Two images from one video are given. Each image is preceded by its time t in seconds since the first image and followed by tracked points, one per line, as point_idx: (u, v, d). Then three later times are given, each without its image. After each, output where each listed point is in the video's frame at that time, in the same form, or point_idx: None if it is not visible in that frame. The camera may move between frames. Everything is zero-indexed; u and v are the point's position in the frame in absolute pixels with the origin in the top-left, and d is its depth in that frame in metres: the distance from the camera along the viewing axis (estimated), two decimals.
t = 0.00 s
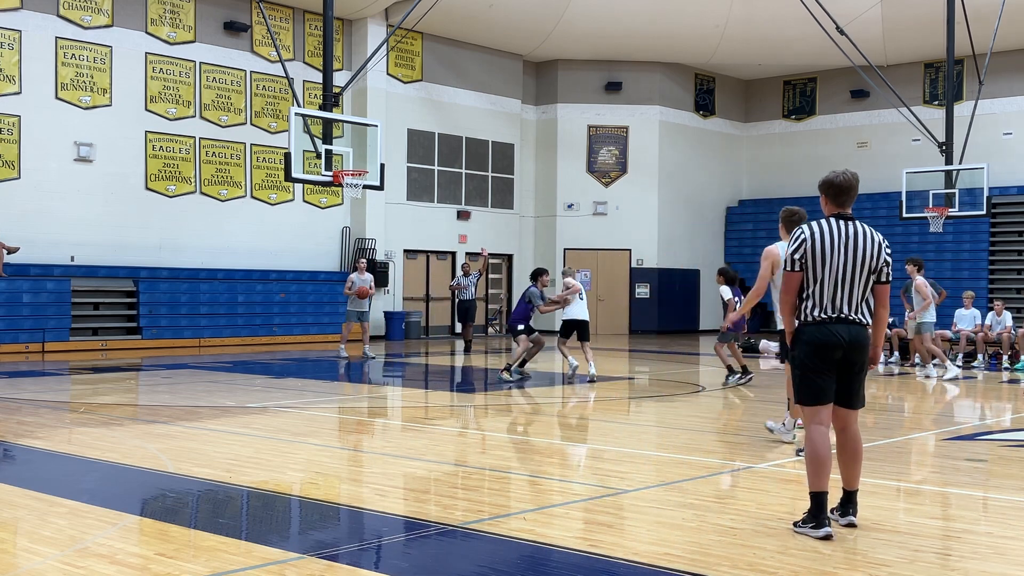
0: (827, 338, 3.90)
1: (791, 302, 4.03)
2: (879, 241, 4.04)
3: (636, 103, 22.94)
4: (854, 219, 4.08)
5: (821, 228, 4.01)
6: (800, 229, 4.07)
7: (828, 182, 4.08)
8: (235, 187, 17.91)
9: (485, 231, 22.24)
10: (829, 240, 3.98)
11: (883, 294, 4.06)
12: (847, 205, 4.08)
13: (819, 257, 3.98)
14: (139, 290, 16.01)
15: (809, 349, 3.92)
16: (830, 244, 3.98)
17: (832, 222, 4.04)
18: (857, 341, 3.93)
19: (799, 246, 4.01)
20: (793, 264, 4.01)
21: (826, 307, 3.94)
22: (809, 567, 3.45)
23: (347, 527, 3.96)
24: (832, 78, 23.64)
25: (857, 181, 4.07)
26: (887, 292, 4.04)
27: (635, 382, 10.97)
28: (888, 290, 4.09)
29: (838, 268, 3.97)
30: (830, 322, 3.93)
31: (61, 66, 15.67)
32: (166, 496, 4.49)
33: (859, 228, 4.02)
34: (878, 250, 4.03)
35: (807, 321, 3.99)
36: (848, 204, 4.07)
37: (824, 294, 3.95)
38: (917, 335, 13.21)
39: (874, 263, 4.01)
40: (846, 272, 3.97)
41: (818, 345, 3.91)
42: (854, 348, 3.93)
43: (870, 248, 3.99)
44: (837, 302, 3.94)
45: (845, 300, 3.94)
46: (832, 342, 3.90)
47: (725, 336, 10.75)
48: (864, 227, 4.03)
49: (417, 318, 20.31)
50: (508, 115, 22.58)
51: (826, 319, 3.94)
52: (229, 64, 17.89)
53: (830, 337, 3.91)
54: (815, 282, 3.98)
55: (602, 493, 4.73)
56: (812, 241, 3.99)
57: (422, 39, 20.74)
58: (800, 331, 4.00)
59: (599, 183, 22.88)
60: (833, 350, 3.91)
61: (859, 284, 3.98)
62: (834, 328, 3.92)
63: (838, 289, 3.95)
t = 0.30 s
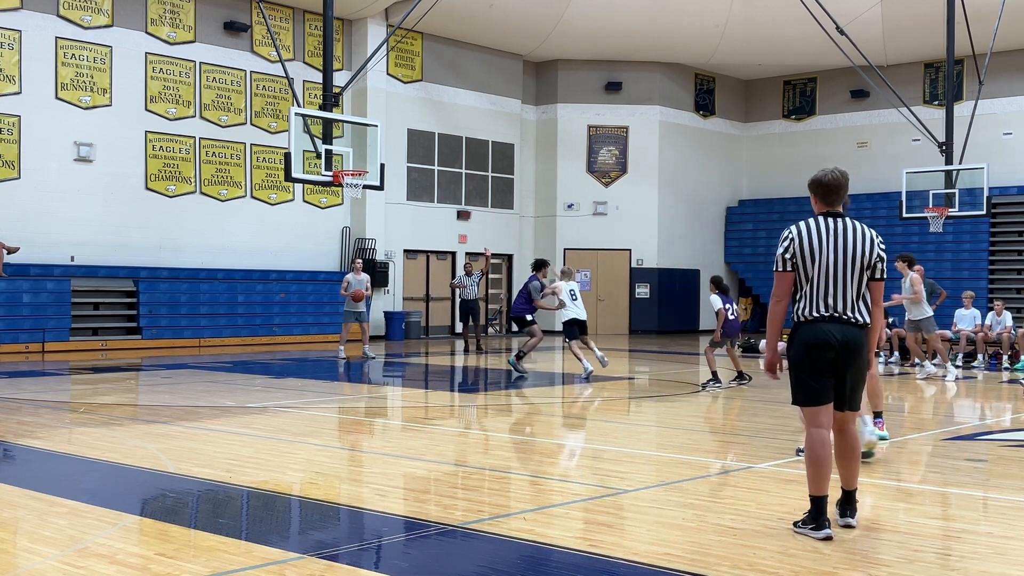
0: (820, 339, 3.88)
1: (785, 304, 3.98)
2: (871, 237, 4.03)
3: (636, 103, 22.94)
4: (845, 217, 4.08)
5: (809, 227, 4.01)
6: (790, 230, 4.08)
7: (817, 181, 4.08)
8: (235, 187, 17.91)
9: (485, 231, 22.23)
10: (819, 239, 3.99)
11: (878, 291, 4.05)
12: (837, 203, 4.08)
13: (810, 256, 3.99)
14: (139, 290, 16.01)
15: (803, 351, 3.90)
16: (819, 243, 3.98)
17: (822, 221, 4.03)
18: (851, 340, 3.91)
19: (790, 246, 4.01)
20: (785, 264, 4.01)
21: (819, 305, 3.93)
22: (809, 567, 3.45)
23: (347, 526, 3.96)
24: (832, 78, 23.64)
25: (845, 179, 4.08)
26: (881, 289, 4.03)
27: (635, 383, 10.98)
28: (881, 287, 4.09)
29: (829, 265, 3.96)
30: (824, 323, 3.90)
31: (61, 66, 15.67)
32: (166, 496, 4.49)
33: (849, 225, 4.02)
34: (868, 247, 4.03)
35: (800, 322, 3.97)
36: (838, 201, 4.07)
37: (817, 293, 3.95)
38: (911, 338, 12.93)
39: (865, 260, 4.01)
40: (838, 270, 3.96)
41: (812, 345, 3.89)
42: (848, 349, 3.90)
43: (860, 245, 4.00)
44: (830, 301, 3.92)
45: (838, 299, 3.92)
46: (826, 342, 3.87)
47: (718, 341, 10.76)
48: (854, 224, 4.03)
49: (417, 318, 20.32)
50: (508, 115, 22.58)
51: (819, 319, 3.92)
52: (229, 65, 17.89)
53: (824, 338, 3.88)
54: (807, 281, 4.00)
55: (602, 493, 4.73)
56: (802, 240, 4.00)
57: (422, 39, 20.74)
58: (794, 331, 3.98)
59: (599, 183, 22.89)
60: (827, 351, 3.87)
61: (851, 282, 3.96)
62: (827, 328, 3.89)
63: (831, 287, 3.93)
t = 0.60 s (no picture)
0: (821, 340, 3.83)
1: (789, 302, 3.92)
2: (878, 236, 3.92)
3: (636, 103, 22.94)
4: (853, 215, 3.99)
5: (815, 225, 3.93)
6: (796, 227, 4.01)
7: (823, 178, 4.00)
8: (235, 187, 17.91)
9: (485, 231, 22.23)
10: (824, 237, 3.90)
11: (886, 291, 3.94)
12: (844, 200, 3.99)
13: (815, 255, 3.91)
14: (139, 290, 16.01)
15: (804, 352, 3.87)
16: (824, 241, 3.90)
17: (829, 218, 3.95)
18: (855, 340, 3.83)
19: (794, 244, 3.94)
20: (790, 262, 3.94)
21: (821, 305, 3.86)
22: (809, 567, 3.45)
23: (347, 526, 3.96)
24: (832, 78, 23.64)
25: (853, 175, 3.98)
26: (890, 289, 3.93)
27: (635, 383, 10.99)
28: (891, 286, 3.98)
29: (834, 265, 3.88)
30: (825, 323, 3.85)
31: (61, 66, 15.67)
32: (166, 496, 4.49)
33: (857, 223, 3.91)
34: (877, 246, 3.91)
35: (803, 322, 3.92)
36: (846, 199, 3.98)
37: (820, 293, 3.87)
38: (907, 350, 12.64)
39: (873, 259, 3.90)
40: (842, 269, 3.87)
41: (812, 346, 3.85)
42: (852, 349, 3.83)
43: (867, 244, 3.89)
44: (833, 302, 3.85)
45: (842, 299, 3.85)
46: (826, 342, 3.82)
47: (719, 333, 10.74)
48: (862, 222, 3.92)
49: (417, 318, 20.31)
50: (508, 115, 22.57)
51: (820, 320, 3.86)
52: (229, 65, 17.89)
53: (825, 339, 3.83)
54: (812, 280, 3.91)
55: (602, 493, 4.73)
56: (806, 238, 3.93)
57: (422, 39, 20.74)
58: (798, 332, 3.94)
59: (599, 183, 22.89)
60: (827, 352, 3.83)
61: (856, 282, 3.87)
62: (829, 328, 3.84)
63: (835, 287, 3.85)
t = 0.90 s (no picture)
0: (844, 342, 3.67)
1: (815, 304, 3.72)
2: (903, 235, 3.77)
3: (636, 103, 22.94)
4: (876, 214, 3.83)
5: (840, 224, 3.75)
6: (818, 227, 3.82)
7: (849, 175, 3.82)
8: (235, 187, 17.90)
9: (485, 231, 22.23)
10: (850, 237, 3.73)
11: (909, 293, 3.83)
12: (869, 199, 3.83)
13: (841, 254, 3.72)
14: (139, 290, 16.01)
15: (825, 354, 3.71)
16: (850, 241, 3.72)
17: (854, 217, 3.77)
18: (881, 342, 3.67)
19: (819, 245, 3.75)
20: (815, 263, 3.74)
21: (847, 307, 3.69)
22: (809, 567, 3.45)
23: (347, 527, 3.96)
24: (832, 78, 23.65)
25: (877, 174, 3.82)
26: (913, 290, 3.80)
27: (635, 383, 10.99)
28: (911, 287, 3.86)
29: (860, 265, 3.71)
30: (849, 325, 3.69)
31: (61, 66, 15.67)
32: (166, 496, 4.49)
33: (882, 223, 3.76)
34: (902, 246, 3.76)
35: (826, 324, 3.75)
36: (871, 198, 3.82)
37: (846, 294, 3.71)
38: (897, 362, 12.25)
39: (899, 259, 3.75)
40: (868, 270, 3.71)
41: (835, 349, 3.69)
42: (876, 352, 3.66)
43: (893, 244, 3.74)
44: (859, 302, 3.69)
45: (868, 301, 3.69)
46: (850, 344, 3.66)
47: (706, 338, 10.66)
48: (887, 222, 3.77)
49: (417, 318, 20.30)
50: (508, 115, 22.57)
51: (845, 322, 3.70)
52: (229, 65, 17.88)
53: (847, 342, 3.67)
54: (836, 281, 3.74)
55: (602, 493, 4.73)
56: (832, 238, 3.74)
57: (422, 39, 20.74)
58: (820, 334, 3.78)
59: (599, 183, 22.89)
60: (850, 355, 3.67)
61: (882, 282, 3.72)
62: (853, 330, 3.68)
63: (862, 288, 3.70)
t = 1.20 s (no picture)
0: (870, 343, 3.59)
1: (839, 303, 3.65)
2: (930, 233, 3.70)
3: (636, 102, 22.94)
4: (901, 211, 3.76)
5: (865, 221, 3.68)
6: (842, 224, 3.75)
7: (873, 173, 3.75)
8: (235, 187, 17.90)
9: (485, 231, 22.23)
10: (875, 234, 3.66)
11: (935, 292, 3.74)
12: (892, 196, 3.76)
13: (866, 252, 3.66)
14: (139, 289, 16.01)
15: (849, 354, 3.63)
16: (876, 238, 3.65)
17: (879, 215, 3.71)
18: (907, 344, 3.59)
19: (844, 241, 3.68)
20: (838, 260, 3.68)
21: (874, 307, 3.61)
22: (809, 567, 3.45)
23: (347, 527, 3.96)
24: (832, 78, 23.65)
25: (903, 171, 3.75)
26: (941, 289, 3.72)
27: (635, 383, 11.00)
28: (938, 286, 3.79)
29: (886, 263, 3.64)
30: (877, 326, 3.60)
31: (61, 66, 15.67)
32: (166, 496, 4.49)
33: (907, 220, 3.70)
34: (928, 244, 3.69)
35: (851, 323, 3.66)
36: (895, 195, 3.75)
37: (872, 293, 3.63)
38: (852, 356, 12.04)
39: (925, 257, 3.68)
40: (895, 268, 3.64)
41: (861, 349, 3.60)
42: (902, 355, 3.59)
43: (919, 241, 3.67)
44: (887, 302, 3.61)
45: (896, 301, 3.61)
46: (877, 346, 3.58)
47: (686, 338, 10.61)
48: (912, 219, 3.71)
49: (418, 318, 20.30)
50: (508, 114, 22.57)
51: (874, 322, 3.61)
52: (229, 64, 17.88)
53: (875, 343, 3.58)
54: (862, 280, 3.66)
55: (602, 493, 4.73)
56: (857, 235, 3.67)
57: (422, 39, 20.74)
58: (845, 335, 3.68)
59: (599, 183, 22.89)
60: (878, 358, 3.58)
61: (910, 281, 3.64)
62: (880, 332, 3.59)
63: (888, 287, 3.62)
